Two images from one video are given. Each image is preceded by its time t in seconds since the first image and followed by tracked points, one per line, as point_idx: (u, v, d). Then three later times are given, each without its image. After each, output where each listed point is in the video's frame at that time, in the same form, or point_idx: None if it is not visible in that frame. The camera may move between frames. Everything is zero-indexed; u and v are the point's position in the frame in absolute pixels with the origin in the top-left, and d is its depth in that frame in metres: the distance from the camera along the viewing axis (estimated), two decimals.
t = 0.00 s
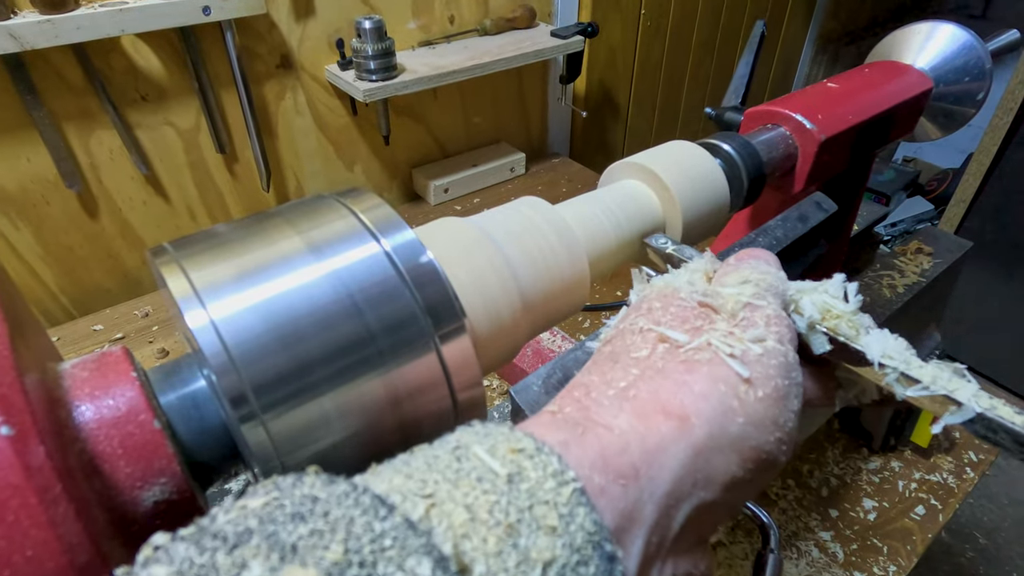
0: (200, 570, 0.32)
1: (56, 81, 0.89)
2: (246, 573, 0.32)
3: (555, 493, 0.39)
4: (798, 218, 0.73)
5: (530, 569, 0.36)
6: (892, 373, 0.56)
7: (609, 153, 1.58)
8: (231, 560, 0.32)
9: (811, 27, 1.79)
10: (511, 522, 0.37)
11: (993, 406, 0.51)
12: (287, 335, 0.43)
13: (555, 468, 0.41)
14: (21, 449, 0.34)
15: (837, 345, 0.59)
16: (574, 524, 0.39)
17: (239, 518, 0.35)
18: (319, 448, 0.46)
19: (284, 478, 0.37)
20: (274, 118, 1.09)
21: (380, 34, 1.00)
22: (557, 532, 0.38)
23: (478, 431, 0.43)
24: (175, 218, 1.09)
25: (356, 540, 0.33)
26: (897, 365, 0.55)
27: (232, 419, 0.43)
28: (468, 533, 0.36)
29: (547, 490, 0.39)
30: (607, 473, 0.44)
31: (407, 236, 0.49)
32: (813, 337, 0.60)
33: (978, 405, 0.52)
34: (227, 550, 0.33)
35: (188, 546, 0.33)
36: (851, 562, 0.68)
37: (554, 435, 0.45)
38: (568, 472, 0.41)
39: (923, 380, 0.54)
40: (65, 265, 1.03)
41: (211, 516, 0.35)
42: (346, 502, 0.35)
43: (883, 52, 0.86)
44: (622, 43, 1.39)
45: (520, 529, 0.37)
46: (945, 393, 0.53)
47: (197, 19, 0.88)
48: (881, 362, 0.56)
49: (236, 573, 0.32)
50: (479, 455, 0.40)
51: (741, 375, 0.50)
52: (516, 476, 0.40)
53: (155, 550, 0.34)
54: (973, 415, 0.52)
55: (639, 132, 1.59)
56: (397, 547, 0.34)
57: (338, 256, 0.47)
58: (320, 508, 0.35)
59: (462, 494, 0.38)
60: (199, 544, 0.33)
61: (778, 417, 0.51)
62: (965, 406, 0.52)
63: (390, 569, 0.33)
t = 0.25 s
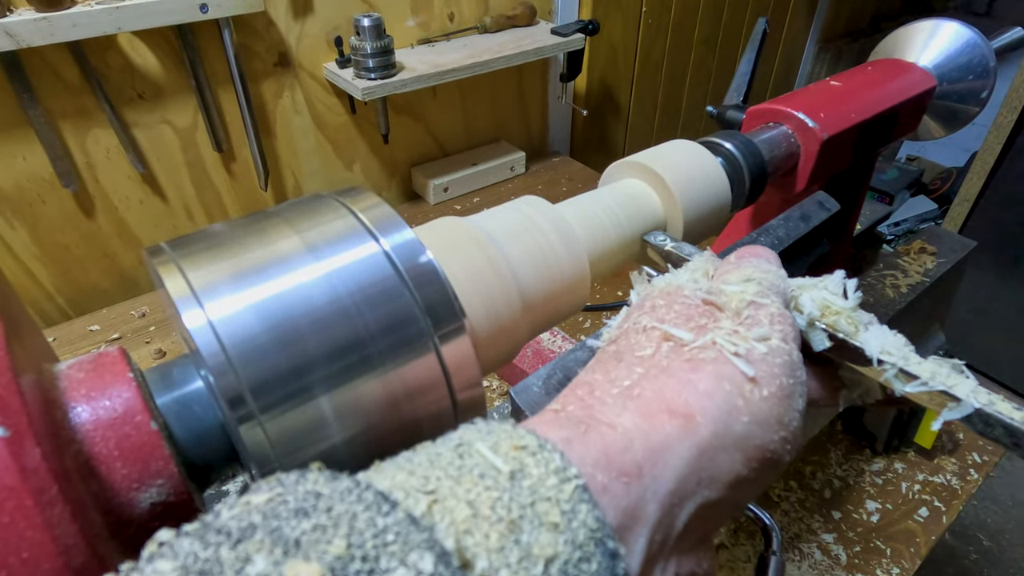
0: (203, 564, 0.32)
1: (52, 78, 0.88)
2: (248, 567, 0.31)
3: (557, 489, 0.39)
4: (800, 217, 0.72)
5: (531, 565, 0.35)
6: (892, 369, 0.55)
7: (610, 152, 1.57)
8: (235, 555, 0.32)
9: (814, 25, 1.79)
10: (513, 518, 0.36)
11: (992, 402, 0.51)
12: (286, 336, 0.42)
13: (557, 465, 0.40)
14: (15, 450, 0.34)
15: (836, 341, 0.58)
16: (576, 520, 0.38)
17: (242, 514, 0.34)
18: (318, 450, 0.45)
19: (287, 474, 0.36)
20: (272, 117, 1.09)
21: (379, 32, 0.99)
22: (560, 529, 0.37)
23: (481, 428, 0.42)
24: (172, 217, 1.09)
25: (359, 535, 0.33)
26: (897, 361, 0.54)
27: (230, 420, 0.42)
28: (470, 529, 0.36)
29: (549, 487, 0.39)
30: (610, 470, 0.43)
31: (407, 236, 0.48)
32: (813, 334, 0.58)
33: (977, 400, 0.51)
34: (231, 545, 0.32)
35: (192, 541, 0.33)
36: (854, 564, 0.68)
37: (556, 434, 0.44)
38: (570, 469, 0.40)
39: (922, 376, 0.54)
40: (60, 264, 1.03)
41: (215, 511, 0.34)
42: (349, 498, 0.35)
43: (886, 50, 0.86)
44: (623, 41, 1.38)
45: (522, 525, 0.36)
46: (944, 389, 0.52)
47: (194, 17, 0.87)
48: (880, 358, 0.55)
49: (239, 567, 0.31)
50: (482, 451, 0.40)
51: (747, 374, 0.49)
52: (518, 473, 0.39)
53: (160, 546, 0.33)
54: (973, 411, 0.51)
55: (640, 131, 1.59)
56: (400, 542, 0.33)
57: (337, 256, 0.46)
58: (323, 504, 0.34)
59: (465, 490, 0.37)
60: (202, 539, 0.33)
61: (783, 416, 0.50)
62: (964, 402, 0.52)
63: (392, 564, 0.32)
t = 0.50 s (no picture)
0: (202, 559, 0.31)
1: (49, 76, 0.87)
2: (248, 562, 0.31)
3: (556, 487, 0.38)
4: (803, 217, 0.72)
5: (531, 563, 0.35)
6: (891, 368, 0.54)
7: (610, 151, 1.57)
8: (234, 550, 0.31)
9: (816, 24, 1.78)
10: (512, 515, 0.36)
11: (992, 401, 0.51)
12: (283, 336, 0.42)
13: (557, 463, 0.39)
14: (12, 451, 0.34)
15: (836, 341, 0.58)
16: (576, 517, 0.38)
17: (241, 510, 0.33)
18: (316, 452, 0.45)
19: (286, 471, 0.36)
20: (270, 115, 1.08)
21: (377, 30, 0.98)
22: (559, 526, 0.37)
23: (480, 426, 0.41)
24: (169, 216, 1.08)
25: (358, 530, 0.32)
26: (897, 360, 0.54)
27: (228, 422, 0.41)
28: (468, 525, 0.35)
29: (548, 484, 0.38)
30: (610, 469, 0.42)
31: (406, 235, 0.48)
32: (814, 333, 0.58)
33: (977, 399, 0.51)
34: (230, 540, 0.32)
35: (192, 536, 0.32)
36: (857, 567, 0.67)
37: (556, 433, 0.43)
38: (570, 466, 0.40)
39: (923, 374, 0.53)
40: (56, 264, 1.02)
41: (214, 507, 0.34)
42: (349, 493, 0.34)
43: (889, 48, 0.85)
44: (624, 38, 1.37)
45: (521, 522, 0.36)
46: (945, 388, 0.52)
47: (192, 14, 0.87)
48: (880, 357, 0.55)
49: (238, 562, 0.31)
50: (481, 449, 0.39)
51: (749, 374, 0.49)
52: (517, 470, 0.38)
53: (160, 542, 0.32)
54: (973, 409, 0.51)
55: (641, 130, 1.58)
56: (400, 538, 0.32)
57: (335, 255, 0.45)
58: (323, 499, 0.34)
59: (464, 487, 0.37)
60: (201, 534, 0.32)
61: (786, 416, 0.50)
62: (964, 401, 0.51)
63: (391, 559, 0.31)
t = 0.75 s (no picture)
0: None
1: (45, 74, 0.87)
2: None
3: (549, 496, 0.38)
4: (805, 216, 0.71)
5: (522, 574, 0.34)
6: (904, 375, 0.53)
7: (611, 150, 1.56)
8: (221, 566, 0.30)
9: (819, 21, 1.78)
10: (503, 526, 0.35)
11: (1008, 409, 0.49)
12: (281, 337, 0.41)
13: (549, 471, 0.39)
14: (6, 452, 0.33)
15: (847, 346, 0.57)
16: (568, 528, 0.37)
17: (230, 525, 0.33)
18: (314, 456, 0.44)
19: (277, 484, 0.35)
20: (267, 114, 1.07)
21: (377, 27, 0.98)
22: (551, 536, 0.36)
23: (472, 435, 0.41)
24: (165, 215, 1.07)
25: (347, 544, 0.32)
26: (909, 367, 0.53)
27: (226, 424, 0.41)
28: (460, 537, 0.35)
29: (540, 494, 0.37)
30: (601, 478, 0.42)
31: (405, 235, 0.47)
32: (824, 341, 0.58)
33: (992, 407, 0.50)
34: (218, 557, 0.31)
35: (178, 552, 0.31)
36: (861, 569, 0.67)
37: (548, 440, 0.43)
38: (562, 475, 0.39)
39: (936, 381, 0.52)
40: (52, 263, 1.01)
41: (203, 522, 0.33)
42: (337, 507, 0.34)
43: (893, 46, 0.84)
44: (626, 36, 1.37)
45: (512, 533, 0.35)
46: (959, 396, 0.51)
47: (189, 13, 0.86)
48: (891, 364, 0.54)
49: None
50: (473, 459, 0.38)
51: (741, 378, 0.48)
52: (509, 481, 0.38)
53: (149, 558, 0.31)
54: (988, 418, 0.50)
55: (643, 129, 1.58)
56: (389, 552, 0.32)
57: (334, 255, 0.45)
58: (312, 513, 0.33)
59: (455, 498, 0.36)
60: (189, 550, 0.31)
61: (780, 421, 0.49)
62: (980, 409, 0.50)
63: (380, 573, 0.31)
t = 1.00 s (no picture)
0: None
1: (41, 72, 0.86)
2: None
3: (544, 506, 0.37)
4: (808, 215, 0.71)
5: None
6: (903, 378, 0.53)
7: (612, 148, 1.55)
8: None
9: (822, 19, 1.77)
10: (498, 537, 0.35)
11: (1008, 412, 0.49)
12: (280, 338, 0.41)
13: (543, 481, 0.38)
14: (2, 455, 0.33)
15: (846, 349, 0.56)
16: (564, 538, 0.37)
17: (221, 537, 0.33)
18: (313, 459, 0.43)
19: (269, 494, 0.35)
20: (265, 113, 1.07)
21: (375, 25, 0.97)
22: (546, 547, 0.36)
23: (467, 444, 0.40)
24: (163, 215, 1.07)
25: (339, 556, 0.32)
26: (908, 370, 0.53)
27: (224, 426, 0.40)
28: (454, 549, 0.34)
29: (535, 504, 0.37)
30: (596, 488, 0.41)
31: (404, 234, 0.46)
32: (824, 344, 0.57)
33: (992, 411, 0.49)
34: (209, 570, 0.31)
35: (169, 565, 0.31)
36: (863, 570, 0.66)
37: (541, 450, 0.42)
38: (557, 485, 0.39)
39: (935, 385, 0.52)
40: (47, 263, 1.00)
41: (194, 533, 0.33)
42: (329, 518, 0.34)
43: (896, 43, 0.84)
44: (627, 34, 1.36)
45: (507, 544, 0.35)
46: (959, 399, 0.51)
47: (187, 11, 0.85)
48: (891, 367, 0.53)
49: None
50: (467, 468, 0.38)
51: (736, 385, 0.47)
52: (504, 490, 0.37)
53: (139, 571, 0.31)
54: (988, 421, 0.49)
55: (644, 128, 1.57)
56: (381, 565, 0.32)
57: (332, 255, 0.44)
58: (304, 524, 0.33)
59: (449, 508, 0.36)
60: (179, 564, 0.31)
61: (776, 427, 0.48)
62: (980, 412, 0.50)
63: None
